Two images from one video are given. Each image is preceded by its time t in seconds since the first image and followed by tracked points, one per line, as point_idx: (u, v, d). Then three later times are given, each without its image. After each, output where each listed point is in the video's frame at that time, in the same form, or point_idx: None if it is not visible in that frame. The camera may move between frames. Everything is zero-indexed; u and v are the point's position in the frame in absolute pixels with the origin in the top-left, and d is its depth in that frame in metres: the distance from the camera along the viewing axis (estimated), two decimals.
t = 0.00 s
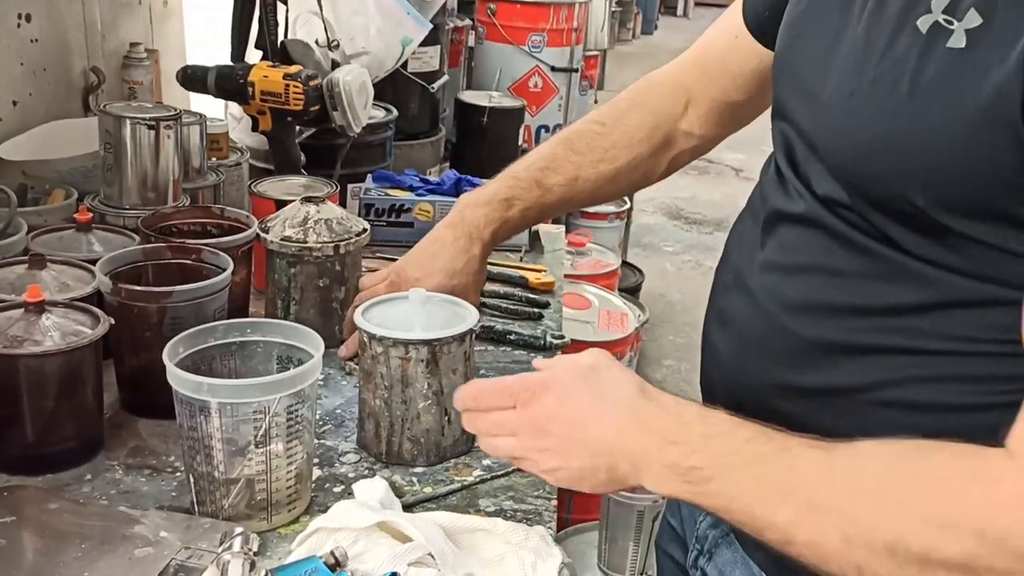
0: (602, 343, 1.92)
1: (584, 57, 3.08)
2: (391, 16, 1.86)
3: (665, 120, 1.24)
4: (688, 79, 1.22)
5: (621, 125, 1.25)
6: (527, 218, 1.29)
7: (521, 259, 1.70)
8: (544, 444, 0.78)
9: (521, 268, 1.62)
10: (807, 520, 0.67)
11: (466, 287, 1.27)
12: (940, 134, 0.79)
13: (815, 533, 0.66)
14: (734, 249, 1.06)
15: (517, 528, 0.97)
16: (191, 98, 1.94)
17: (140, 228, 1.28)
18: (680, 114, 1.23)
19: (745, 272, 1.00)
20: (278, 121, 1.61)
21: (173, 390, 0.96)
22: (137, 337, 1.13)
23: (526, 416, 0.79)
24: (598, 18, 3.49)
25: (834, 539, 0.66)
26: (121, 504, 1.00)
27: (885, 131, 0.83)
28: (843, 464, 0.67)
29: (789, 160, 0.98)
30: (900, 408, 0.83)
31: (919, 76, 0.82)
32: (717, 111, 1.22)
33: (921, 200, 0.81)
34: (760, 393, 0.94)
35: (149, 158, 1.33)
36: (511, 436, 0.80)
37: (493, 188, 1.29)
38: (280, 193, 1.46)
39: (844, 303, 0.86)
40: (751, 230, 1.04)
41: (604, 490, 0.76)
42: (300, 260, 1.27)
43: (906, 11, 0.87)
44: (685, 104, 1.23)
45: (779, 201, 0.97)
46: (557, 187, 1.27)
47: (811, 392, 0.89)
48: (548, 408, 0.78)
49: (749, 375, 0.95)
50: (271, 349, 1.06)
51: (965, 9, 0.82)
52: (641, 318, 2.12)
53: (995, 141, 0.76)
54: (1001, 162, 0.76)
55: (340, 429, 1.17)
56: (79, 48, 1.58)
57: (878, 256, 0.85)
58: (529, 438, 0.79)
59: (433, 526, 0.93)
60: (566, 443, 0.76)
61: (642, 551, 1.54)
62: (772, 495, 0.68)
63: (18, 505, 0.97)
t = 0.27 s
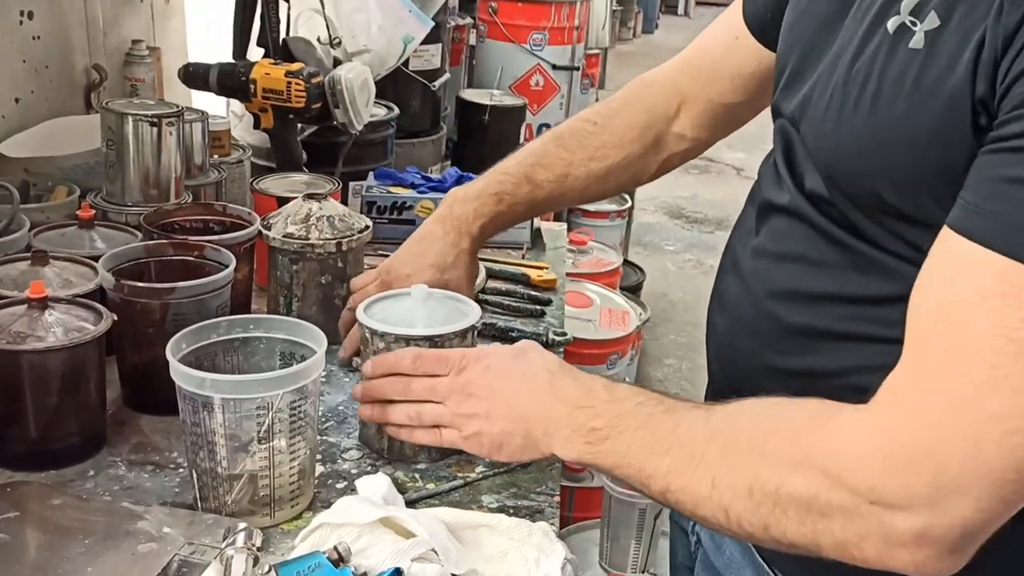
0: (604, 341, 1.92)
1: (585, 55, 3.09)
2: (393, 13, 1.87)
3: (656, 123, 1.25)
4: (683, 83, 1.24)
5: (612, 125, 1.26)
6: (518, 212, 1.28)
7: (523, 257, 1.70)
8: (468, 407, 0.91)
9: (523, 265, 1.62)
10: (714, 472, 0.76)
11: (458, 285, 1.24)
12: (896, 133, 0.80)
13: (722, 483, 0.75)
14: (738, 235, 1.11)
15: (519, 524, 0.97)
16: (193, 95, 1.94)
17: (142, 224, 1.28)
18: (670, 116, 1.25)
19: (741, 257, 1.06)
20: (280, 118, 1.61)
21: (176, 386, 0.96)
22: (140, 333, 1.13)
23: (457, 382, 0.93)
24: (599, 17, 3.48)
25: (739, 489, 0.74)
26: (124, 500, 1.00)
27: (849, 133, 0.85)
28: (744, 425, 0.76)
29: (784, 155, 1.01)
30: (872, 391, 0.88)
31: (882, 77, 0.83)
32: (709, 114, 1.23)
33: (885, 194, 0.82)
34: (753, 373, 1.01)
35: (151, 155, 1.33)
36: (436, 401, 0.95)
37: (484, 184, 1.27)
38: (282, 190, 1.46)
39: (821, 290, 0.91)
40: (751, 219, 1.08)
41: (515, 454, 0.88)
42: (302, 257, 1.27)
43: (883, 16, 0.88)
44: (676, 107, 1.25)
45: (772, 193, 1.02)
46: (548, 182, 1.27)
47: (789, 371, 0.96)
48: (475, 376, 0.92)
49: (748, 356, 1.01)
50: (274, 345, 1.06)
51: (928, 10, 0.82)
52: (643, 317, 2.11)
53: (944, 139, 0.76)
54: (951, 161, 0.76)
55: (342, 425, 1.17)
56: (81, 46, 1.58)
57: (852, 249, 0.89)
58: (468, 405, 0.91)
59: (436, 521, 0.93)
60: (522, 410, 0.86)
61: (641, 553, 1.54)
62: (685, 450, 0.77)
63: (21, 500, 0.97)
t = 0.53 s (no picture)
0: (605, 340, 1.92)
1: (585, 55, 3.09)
2: (394, 12, 1.87)
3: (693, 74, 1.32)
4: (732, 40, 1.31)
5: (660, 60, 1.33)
6: (565, 98, 1.30)
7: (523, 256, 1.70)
8: (434, 409, 0.94)
9: (523, 264, 1.62)
10: (683, 480, 0.77)
11: (498, 132, 1.23)
12: (875, 139, 0.81)
13: (693, 490, 0.76)
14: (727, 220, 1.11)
15: (520, 522, 0.97)
16: (193, 94, 1.94)
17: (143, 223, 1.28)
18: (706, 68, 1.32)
19: (729, 247, 1.06)
20: (280, 117, 1.61)
21: (177, 384, 0.96)
22: (141, 332, 1.13)
23: (422, 384, 0.94)
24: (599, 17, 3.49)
25: (710, 495, 0.76)
26: (125, 499, 1.00)
27: (829, 137, 0.86)
28: (711, 433, 0.78)
29: (772, 150, 1.02)
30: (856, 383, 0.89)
31: (864, 83, 0.84)
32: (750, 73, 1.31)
33: (864, 196, 0.83)
34: (737, 362, 1.02)
35: (152, 154, 1.33)
36: (401, 400, 0.97)
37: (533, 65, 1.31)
38: (282, 188, 1.46)
39: (801, 281, 0.93)
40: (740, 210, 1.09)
41: (478, 460, 0.90)
42: (303, 256, 1.27)
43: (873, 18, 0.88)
44: (721, 61, 1.32)
45: (758, 188, 1.03)
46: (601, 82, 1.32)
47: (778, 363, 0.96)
48: (441, 381, 0.93)
49: (733, 351, 1.02)
50: (275, 344, 1.06)
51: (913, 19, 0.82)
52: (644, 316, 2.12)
53: (920, 146, 0.77)
54: (929, 164, 0.77)
55: (343, 424, 1.17)
56: (82, 45, 1.58)
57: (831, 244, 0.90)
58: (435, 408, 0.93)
59: (437, 519, 0.93)
60: (503, 411, 0.88)
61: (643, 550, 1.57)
62: (653, 460, 0.78)
63: (23, 499, 0.97)
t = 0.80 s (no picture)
0: (605, 340, 1.92)
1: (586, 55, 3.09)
2: (394, 12, 1.87)
3: (660, 78, 1.25)
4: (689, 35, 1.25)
5: (621, 74, 1.25)
6: (544, 143, 1.22)
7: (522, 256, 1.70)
8: (434, 413, 0.93)
9: (523, 264, 1.62)
10: (682, 484, 0.77)
11: (492, 209, 1.12)
12: (877, 152, 0.81)
13: (693, 496, 0.76)
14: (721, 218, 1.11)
15: (519, 522, 0.97)
16: (193, 94, 1.94)
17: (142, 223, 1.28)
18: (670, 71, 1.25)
19: (723, 241, 1.06)
20: (280, 117, 1.61)
21: (175, 384, 0.96)
22: (140, 332, 1.13)
23: (423, 387, 0.94)
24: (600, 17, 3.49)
25: (709, 498, 0.76)
26: (123, 498, 1.00)
27: (831, 148, 0.86)
28: (709, 437, 0.78)
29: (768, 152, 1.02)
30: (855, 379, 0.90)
31: (867, 95, 0.83)
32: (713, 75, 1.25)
33: (864, 207, 0.84)
34: (733, 359, 1.01)
35: (151, 154, 1.33)
36: (402, 402, 0.97)
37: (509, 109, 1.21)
38: (282, 188, 1.46)
39: (796, 280, 0.93)
40: (734, 205, 1.09)
41: (473, 465, 0.90)
42: (302, 255, 1.27)
43: (875, 28, 0.87)
44: (684, 65, 1.26)
45: (753, 187, 1.02)
46: (573, 117, 1.23)
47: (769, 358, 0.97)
48: (442, 386, 0.93)
49: (729, 351, 1.02)
50: (274, 343, 1.06)
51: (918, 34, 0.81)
52: (643, 316, 2.12)
53: (922, 160, 0.77)
54: (930, 178, 0.77)
55: (342, 424, 1.17)
56: (81, 44, 1.58)
57: (829, 247, 0.90)
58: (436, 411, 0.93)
59: (436, 519, 0.93)
60: (505, 416, 0.87)
61: (642, 550, 1.57)
62: (654, 466, 0.78)
63: (22, 499, 0.97)
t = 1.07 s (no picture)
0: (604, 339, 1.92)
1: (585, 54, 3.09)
2: (393, 11, 1.88)
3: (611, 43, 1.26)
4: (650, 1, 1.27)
5: (571, 43, 1.26)
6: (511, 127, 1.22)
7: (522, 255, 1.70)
8: (428, 416, 0.93)
9: (522, 263, 1.62)
10: (684, 484, 0.77)
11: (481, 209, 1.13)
12: (893, 163, 0.80)
13: (695, 495, 0.77)
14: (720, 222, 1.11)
15: (517, 521, 0.97)
16: (193, 93, 1.94)
17: (141, 222, 1.28)
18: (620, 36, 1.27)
19: (725, 242, 1.06)
20: (279, 116, 1.61)
21: (174, 384, 0.96)
22: (139, 331, 1.13)
23: (418, 390, 0.94)
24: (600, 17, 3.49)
25: (712, 497, 0.76)
26: (122, 497, 1.00)
27: (844, 158, 0.85)
28: (710, 437, 0.78)
29: (769, 159, 1.01)
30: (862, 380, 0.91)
31: (882, 107, 0.82)
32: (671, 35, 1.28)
33: (877, 216, 0.83)
34: (735, 358, 1.02)
35: (150, 153, 1.33)
36: (397, 403, 0.97)
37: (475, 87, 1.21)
38: (281, 187, 1.46)
39: (803, 284, 0.93)
40: (735, 204, 1.09)
41: (467, 468, 0.90)
42: (301, 255, 1.27)
43: (884, 36, 0.86)
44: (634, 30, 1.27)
45: (757, 189, 1.02)
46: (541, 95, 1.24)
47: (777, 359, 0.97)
48: (438, 390, 0.93)
49: (733, 350, 1.02)
50: (273, 342, 1.06)
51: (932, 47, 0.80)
52: (643, 315, 2.12)
53: (941, 170, 0.77)
54: (948, 191, 0.77)
55: (341, 423, 1.17)
56: (81, 44, 1.58)
57: (840, 252, 0.90)
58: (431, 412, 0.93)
59: (434, 519, 0.93)
60: (503, 417, 0.87)
61: (641, 550, 1.58)
62: (654, 468, 0.79)
63: (21, 498, 0.97)
